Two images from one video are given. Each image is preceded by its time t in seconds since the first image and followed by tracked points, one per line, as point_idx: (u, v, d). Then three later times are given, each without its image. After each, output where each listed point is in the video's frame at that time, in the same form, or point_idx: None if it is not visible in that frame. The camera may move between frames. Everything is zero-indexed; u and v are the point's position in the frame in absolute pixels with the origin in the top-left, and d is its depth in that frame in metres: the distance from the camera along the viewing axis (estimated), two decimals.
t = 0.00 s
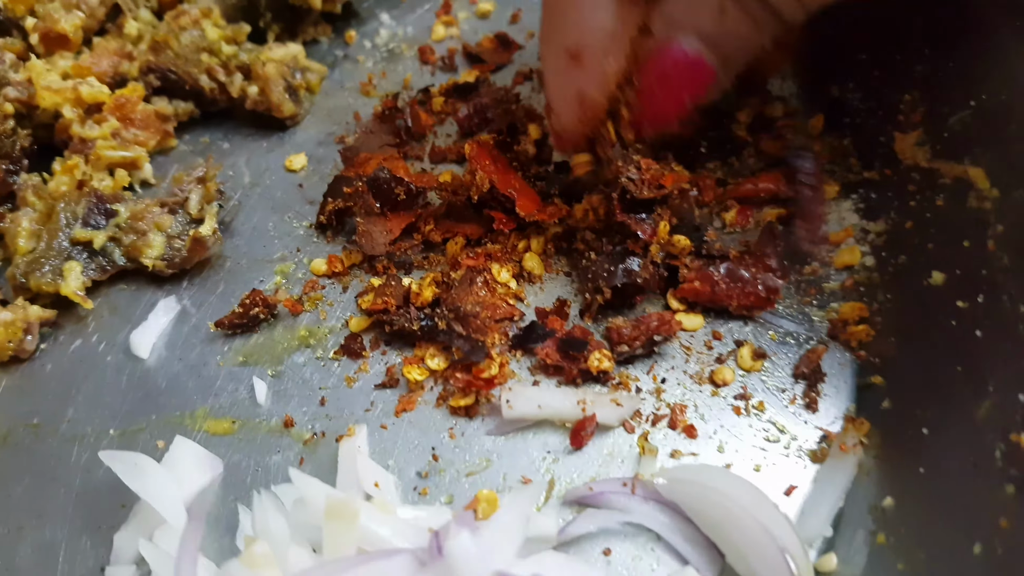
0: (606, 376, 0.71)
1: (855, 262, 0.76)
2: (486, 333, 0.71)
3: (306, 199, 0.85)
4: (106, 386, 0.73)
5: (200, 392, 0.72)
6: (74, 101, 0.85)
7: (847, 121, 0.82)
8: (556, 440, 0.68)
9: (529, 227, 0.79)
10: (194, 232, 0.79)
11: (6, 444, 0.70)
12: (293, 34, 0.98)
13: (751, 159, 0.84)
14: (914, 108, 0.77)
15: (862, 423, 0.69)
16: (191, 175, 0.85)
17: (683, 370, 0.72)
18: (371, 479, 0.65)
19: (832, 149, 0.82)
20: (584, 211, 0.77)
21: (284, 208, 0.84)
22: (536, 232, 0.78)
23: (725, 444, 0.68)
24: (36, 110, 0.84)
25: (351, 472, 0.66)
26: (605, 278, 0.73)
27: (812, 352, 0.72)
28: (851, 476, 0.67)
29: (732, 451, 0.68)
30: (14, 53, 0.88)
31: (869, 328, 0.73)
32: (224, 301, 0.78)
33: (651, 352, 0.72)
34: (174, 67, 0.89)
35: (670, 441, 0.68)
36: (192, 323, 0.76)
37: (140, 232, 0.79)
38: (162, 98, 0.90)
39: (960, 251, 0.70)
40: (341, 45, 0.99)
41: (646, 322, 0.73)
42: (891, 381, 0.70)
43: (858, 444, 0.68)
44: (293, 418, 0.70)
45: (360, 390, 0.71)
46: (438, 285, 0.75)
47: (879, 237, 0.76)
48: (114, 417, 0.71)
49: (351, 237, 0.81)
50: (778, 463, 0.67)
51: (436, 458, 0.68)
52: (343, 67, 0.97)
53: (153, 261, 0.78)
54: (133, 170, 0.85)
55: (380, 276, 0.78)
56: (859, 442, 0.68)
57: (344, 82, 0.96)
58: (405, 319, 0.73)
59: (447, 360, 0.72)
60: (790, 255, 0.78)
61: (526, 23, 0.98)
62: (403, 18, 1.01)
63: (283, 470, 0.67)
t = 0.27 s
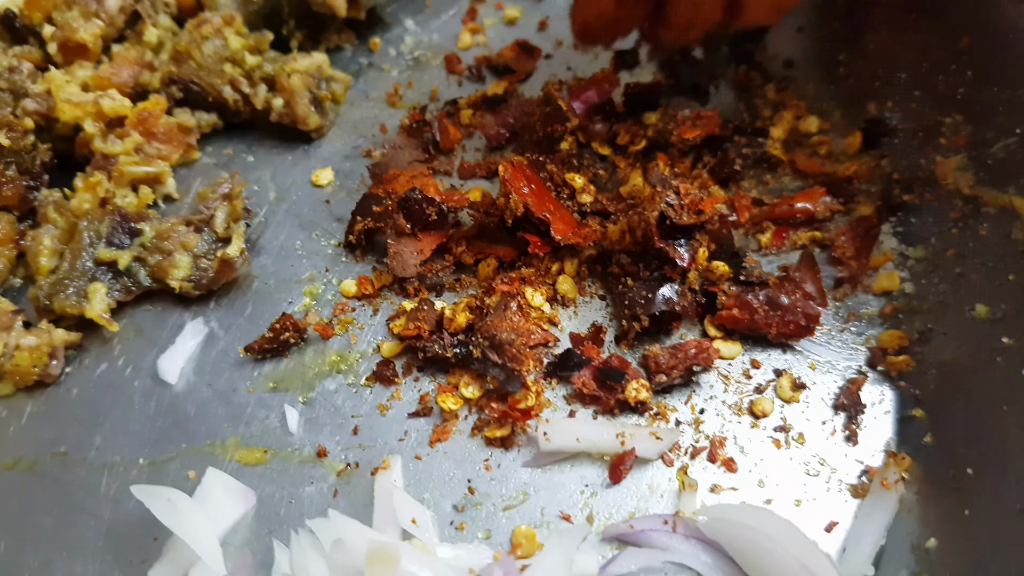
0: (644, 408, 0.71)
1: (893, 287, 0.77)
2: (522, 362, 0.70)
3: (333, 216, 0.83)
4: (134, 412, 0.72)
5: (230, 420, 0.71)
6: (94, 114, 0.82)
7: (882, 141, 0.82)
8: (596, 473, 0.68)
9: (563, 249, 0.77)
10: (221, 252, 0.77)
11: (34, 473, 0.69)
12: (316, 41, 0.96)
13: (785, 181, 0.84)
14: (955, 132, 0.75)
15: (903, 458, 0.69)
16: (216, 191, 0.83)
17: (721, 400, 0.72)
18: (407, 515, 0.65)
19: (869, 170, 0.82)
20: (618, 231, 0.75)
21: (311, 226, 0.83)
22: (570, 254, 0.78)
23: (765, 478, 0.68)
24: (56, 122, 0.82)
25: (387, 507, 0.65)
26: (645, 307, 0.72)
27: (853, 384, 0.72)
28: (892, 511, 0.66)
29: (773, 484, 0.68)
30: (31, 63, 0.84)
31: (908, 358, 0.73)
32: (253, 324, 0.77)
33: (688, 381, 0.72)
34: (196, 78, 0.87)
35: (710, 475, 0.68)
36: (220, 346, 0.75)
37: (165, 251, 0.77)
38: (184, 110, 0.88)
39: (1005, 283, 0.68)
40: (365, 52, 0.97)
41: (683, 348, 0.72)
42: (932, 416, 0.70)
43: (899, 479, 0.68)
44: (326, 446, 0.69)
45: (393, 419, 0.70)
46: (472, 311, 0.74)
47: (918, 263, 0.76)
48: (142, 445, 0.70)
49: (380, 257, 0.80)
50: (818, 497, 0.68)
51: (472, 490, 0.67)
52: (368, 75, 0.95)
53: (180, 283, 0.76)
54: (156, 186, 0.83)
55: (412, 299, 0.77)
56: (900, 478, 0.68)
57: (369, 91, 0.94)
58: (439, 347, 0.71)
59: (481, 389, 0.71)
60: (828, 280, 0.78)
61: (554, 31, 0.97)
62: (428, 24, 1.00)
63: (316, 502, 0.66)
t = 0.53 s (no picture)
0: (662, 441, 0.65)
1: (926, 309, 0.73)
2: (532, 394, 0.64)
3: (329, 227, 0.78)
4: (115, 443, 0.67)
5: (219, 452, 0.66)
6: (74, 117, 0.76)
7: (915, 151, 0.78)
8: (610, 511, 0.63)
9: (575, 267, 0.72)
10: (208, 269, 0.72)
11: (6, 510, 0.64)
12: (312, 35, 0.90)
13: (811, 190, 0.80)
14: (997, 143, 0.71)
15: (938, 497, 0.65)
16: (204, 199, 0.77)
17: (744, 431, 0.67)
18: (408, 561, 0.61)
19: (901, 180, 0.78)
20: (633, 247, 0.70)
21: (306, 237, 0.77)
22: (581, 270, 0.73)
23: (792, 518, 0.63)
24: (32, 125, 0.76)
25: (387, 552, 0.61)
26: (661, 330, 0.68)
27: (885, 415, 0.67)
28: (927, 555, 0.62)
29: (799, 525, 0.63)
30: (8, 61, 0.78)
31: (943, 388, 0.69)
32: (243, 346, 0.71)
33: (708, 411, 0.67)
34: (183, 77, 0.81)
35: (732, 514, 0.63)
36: (208, 371, 0.70)
37: (149, 267, 0.71)
38: (171, 111, 0.82)
39: None
40: (364, 47, 0.92)
41: (703, 373, 0.67)
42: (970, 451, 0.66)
43: (935, 521, 0.63)
44: (320, 482, 0.64)
45: (393, 452, 0.65)
46: (477, 334, 0.68)
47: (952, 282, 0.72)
48: (124, 479, 0.65)
49: (380, 273, 0.75)
50: (850, 539, 0.63)
51: (478, 531, 0.62)
52: (367, 71, 0.90)
53: (164, 301, 0.71)
54: (140, 193, 0.78)
55: (412, 319, 0.72)
56: (936, 519, 0.63)
57: (368, 89, 0.88)
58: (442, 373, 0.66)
59: (488, 420, 0.66)
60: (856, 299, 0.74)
61: (565, 25, 0.91)
62: (432, 16, 0.94)
63: (309, 545, 0.62)
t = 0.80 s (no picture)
0: (620, 459, 0.58)
1: (910, 305, 0.66)
2: (473, 408, 0.56)
3: (251, 214, 0.70)
4: None
5: (117, 477, 0.58)
6: None
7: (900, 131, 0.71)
8: (559, 541, 0.55)
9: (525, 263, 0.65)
10: (106, 266, 0.63)
11: None
12: None
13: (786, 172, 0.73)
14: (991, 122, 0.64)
15: (924, 521, 0.58)
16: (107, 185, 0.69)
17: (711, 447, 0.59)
18: None
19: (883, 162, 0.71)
20: (591, 238, 0.63)
21: (223, 226, 0.70)
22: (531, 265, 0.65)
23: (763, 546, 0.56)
24: None
25: None
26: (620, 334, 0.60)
27: (866, 425, 0.60)
28: None
29: (772, 555, 0.56)
30: None
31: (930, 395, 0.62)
32: (148, 352, 0.63)
33: (670, 425, 0.60)
34: (86, 47, 0.71)
35: (694, 543, 0.56)
36: (107, 382, 0.62)
37: (41, 264, 0.63)
38: (73, 85, 0.72)
39: None
40: (297, 11, 0.82)
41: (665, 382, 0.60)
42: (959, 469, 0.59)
43: (921, 548, 0.57)
44: (229, 510, 0.57)
45: (314, 475, 0.58)
46: (411, 339, 0.61)
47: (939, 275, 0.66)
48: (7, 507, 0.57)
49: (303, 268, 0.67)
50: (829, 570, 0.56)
51: (410, 567, 0.54)
52: (300, 39, 0.81)
53: (58, 303, 0.62)
54: (37, 178, 0.69)
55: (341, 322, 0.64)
56: (922, 546, 0.57)
57: (299, 59, 0.80)
58: (370, 384, 0.59)
59: (424, 437, 0.58)
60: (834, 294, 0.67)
61: None
62: None
63: None
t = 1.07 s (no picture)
0: (563, 560, 0.55)
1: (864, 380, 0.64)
2: (404, 510, 0.54)
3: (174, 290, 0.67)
4: None
5: None
6: None
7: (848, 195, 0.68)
8: None
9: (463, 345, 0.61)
10: (15, 355, 0.59)
11: None
12: (166, 53, 0.77)
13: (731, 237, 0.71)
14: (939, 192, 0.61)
15: None
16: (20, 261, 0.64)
17: (656, 543, 0.57)
18: None
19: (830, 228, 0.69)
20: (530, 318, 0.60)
21: (145, 303, 0.66)
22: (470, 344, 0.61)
23: None
24: None
25: None
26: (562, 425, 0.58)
27: (817, 514, 0.58)
28: None
29: None
30: None
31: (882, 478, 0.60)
32: (63, 446, 0.60)
33: (615, 518, 0.57)
34: None
35: None
36: (18, 480, 0.58)
37: None
38: None
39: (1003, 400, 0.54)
40: (228, 67, 0.79)
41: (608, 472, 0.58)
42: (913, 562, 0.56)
43: None
44: None
45: None
46: (338, 432, 0.57)
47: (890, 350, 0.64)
48: None
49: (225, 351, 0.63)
50: None
51: None
52: (230, 96, 0.77)
53: None
54: None
55: (267, 410, 0.61)
56: None
57: (229, 118, 0.76)
58: (295, 482, 0.55)
59: (353, 540, 0.55)
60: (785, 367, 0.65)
61: (461, 43, 0.82)
62: (307, 30, 0.82)
63: None
